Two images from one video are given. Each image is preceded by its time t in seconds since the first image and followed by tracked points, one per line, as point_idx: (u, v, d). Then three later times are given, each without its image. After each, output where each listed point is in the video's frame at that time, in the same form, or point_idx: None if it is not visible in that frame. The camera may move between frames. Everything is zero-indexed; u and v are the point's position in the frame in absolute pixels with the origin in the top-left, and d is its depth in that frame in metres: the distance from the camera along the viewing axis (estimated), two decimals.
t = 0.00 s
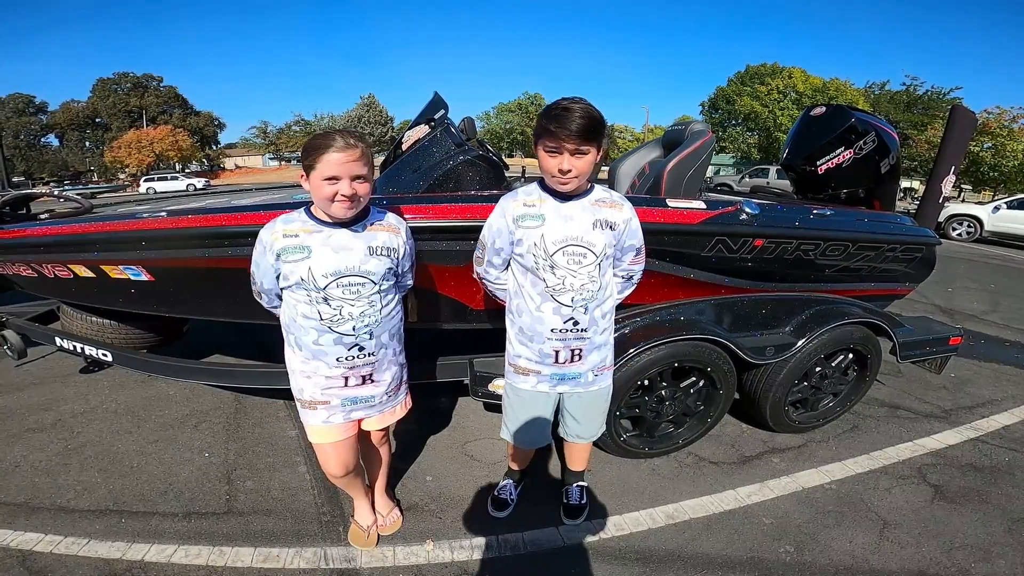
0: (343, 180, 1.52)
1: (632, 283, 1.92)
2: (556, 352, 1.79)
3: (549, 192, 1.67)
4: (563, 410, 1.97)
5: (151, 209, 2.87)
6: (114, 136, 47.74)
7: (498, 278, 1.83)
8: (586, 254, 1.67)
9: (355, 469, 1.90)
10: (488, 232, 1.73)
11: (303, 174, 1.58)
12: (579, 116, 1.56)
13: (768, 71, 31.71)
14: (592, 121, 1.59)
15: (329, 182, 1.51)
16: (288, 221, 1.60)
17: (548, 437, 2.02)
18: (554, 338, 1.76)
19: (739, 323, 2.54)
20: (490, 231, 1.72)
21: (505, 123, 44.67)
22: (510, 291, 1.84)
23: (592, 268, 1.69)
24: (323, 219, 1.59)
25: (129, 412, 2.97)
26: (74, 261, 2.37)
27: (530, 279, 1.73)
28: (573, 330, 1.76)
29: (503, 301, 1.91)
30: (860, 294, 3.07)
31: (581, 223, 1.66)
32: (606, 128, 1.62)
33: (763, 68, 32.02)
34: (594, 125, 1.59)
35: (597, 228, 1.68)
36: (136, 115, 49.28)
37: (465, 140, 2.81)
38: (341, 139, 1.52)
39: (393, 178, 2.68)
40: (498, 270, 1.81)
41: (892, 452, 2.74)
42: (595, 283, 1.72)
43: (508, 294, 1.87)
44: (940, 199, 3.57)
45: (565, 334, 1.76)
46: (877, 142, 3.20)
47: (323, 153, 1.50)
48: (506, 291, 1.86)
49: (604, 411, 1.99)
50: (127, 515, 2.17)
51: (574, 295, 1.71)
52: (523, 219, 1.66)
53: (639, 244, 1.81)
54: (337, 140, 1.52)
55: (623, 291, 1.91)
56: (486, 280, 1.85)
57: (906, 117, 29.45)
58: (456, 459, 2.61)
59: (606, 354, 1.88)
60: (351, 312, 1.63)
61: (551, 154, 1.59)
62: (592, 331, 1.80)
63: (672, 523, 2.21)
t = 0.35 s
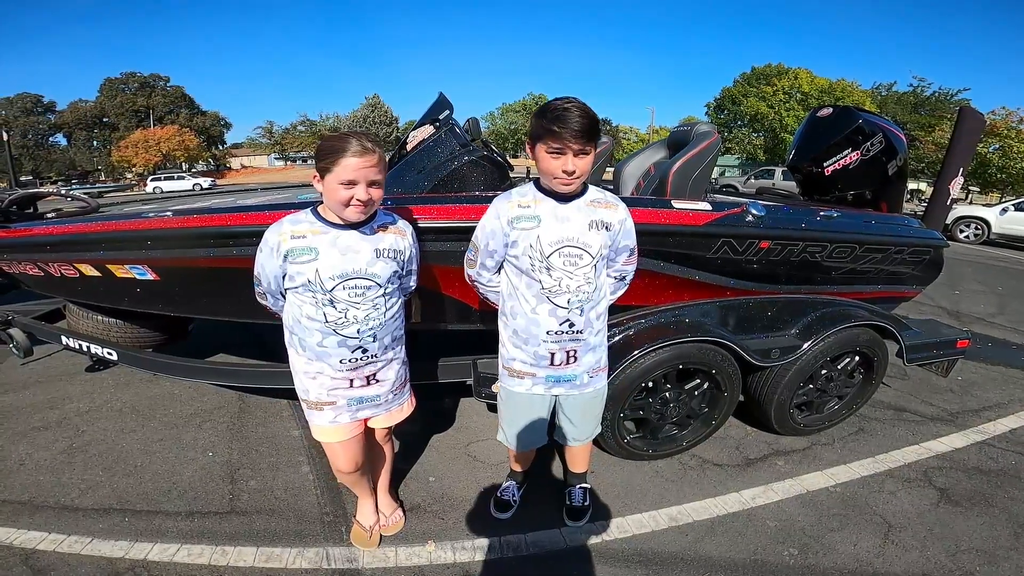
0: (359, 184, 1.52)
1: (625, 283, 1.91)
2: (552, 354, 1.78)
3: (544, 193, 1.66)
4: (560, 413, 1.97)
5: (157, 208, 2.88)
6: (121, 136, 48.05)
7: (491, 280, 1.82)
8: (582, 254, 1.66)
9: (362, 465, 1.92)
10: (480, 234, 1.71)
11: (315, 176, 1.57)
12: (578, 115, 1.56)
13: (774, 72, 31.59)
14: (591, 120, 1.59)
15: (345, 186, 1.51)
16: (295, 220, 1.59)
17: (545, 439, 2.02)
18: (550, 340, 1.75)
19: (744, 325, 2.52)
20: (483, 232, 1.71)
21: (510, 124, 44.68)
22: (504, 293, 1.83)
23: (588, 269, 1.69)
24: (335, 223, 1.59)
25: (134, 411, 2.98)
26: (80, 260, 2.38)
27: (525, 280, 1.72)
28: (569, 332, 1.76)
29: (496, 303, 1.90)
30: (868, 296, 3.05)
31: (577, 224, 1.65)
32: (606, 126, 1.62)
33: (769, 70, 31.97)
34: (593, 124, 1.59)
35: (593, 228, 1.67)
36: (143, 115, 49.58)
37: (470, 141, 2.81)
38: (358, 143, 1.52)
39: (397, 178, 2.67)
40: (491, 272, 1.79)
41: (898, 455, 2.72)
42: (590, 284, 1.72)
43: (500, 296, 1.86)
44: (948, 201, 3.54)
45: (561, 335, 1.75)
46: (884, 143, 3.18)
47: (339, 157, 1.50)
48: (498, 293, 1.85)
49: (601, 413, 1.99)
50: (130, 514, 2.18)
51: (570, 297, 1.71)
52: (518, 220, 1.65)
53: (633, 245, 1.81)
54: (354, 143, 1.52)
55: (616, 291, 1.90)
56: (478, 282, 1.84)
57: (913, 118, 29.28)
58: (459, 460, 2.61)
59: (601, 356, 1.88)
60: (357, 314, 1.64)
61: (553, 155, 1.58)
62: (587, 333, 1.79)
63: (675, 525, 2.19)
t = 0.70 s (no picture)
0: (383, 190, 1.52)
1: (628, 286, 1.92)
2: (554, 358, 1.78)
3: (547, 194, 1.67)
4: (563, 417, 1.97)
5: (165, 208, 2.90)
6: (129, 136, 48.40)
7: (492, 283, 1.83)
8: (586, 257, 1.67)
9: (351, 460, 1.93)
10: (483, 236, 1.71)
11: (336, 177, 1.55)
12: (584, 116, 1.57)
13: (780, 73, 31.49)
14: (596, 121, 1.59)
15: (369, 192, 1.51)
16: (307, 218, 1.60)
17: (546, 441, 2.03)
18: (553, 343, 1.76)
19: (750, 327, 2.52)
20: (485, 234, 1.71)
21: (515, 125, 44.70)
22: (505, 296, 1.83)
23: (592, 272, 1.69)
24: (353, 227, 1.59)
25: (141, 409, 3.01)
26: (89, 259, 2.40)
27: (528, 283, 1.72)
28: (572, 335, 1.76)
29: (498, 305, 1.90)
30: (875, 299, 3.04)
31: (581, 227, 1.65)
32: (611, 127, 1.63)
33: (776, 71, 31.87)
34: (599, 125, 1.60)
35: (597, 231, 1.67)
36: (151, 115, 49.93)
37: (476, 142, 2.82)
38: (385, 147, 1.52)
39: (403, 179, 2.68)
40: (492, 275, 1.80)
41: (904, 458, 2.71)
42: (594, 287, 1.72)
43: (502, 299, 1.86)
44: (956, 204, 3.53)
45: (564, 339, 1.76)
46: (892, 145, 3.18)
47: (365, 161, 1.50)
48: (500, 295, 1.86)
49: (604, 417, 1.99)
50: (136, 512, 2.19)
51: (574, 300, 1.71)
52: (522, 222, 1.65)
53: (636, 248, 1.81)
54: (381, 148, 1.51)
55: (619, 294, 1.92)
56: (480, 285, 1.85)
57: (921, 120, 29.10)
58: (463, 460, 2.61)
59: (604, 360, 1.88)
60: (356, 318, 1.64)
61: (562, 156, 1.57)
62: (590, 336, 1.79)
63: (679, 527, 2.19)
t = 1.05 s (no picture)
0: (365, 192, 1.53)
1: (638, 292, 1.93)
2: (561, 363, 1.79)
3: (556, 198, 1.67)
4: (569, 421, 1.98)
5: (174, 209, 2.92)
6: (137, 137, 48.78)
7: (500, 286, 1.84)
8: (594, 261, 1.67)
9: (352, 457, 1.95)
10: (491, 240, 1.72)
11: (315, 181, 1.55)
12: (598, 118, 1.58)
13: (787, 75, 31.35)
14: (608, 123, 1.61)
15: (350, 193, 1.51)
16: (288, 228, 1.60)
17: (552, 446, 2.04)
18: (559, 348, 1.76)
19: (756, 330, 2.51)
20: (493, 238, 1.72)
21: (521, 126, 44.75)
22: (513, 300, 1.84)
23: (600, 276, 1.70)
24: (333, 231, 1.59)
25: (149, 408, 3.04)
26: (99, 259, 2.43)
27: (535, 287, 1.73)
28: (579, 340, 1.76)
29: (505, 309, 1.91)
30: (882, 301, 3.02)
31: (589, 230, 1.66)
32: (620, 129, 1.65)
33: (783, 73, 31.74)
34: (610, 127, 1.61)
35: (605, 234, 1.68)
36: (160, 116, 50.31)
37: (482, 143, 2.83)
38: (362, 148, 1.53)
39: (410, 181, 2.70)
40: (500, 278, 1.81)
41: (910, 461, 2.69)
42: (602, 291, 1.72)
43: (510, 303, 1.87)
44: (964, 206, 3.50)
45: (571, 344, 1.76)
46: (900, 148, 3.16)
47: (344, 162, 1.50)
48: (508, 299, 1.87)
49: (609, 423, 2.00)
50: (142, 511, 2.21)
51: (581, 305, 1.71)
52: (529, 225, 1.66)
53: (646, 251, 1.82)
54: (358, 149, 1.52)
55: (629, 299, 1.92)
56: (487, 288, 1.86)
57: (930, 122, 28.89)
58: (467, 461, 2.62)
59: (611, 366, 1.88)
60: (346, 326, 1.65)
61: (577, 158, 1.58)
62: (598, 342, 1.80)
63: (683, 529, 2.19)
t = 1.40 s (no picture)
0: (324, 193, 1.53)
1: (647, 295, 1.93)
2: (568, 366, 1.79)
3: (565, 200, 1.68)
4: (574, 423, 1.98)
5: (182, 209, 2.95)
6: (145, 138, 49.14)
7: (508, 289, 1.85)
8: (603, 264, 1.68)
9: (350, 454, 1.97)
10: (499, 243, 1.73)
11: (271, 189, 1.56)
12: (608, 120, 1.58)
13: (794, 76, 31.24)
14: (617, 125, 1.61)
15: (308, 197, 1.51)
16: (252, 240, 1.59)
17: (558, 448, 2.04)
18: (567, 352, 1.77)
19: (761, 332, 2.51)
20: (501, 240, 1.73)
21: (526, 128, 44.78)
22: (521, 303, 1.85)
23: (609, 279, 1.70)
24: (296, 234, 1.58)
25: (155, 407, 3.06)
26: (109, 259, 2.46)
27: (544, 290, 1.74)
28: (587, 344, 1.77)
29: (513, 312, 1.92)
30: (888, 305, 3.01)
31: (598, 233, 1.67)
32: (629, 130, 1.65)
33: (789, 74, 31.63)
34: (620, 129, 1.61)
35: (614, 237, 1.69)
36: (167, 117, 50.66)
37: (487, 145, 2.84)
38: (314, 149, 1.52)
39: (416, 183, 2.71)
40: (508, 281, 1.82)
41: (916, 464, 2.68)
42: (611, 295, 1.73)
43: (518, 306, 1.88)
44: (972, 209, 3.48)
45: (579, 348, 1.77)
46: (906, 150, 3.14)
47: (299, 166, 1.50)
48: (516, 302, 1.88)
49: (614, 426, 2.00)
50: (148, 509, 2.23)
51: (589, 309, 1.72)
52: (537, 228, 1.67)
53: (655, 255, 1.82)
54: (310, 150, 1.52)
55: (639, 302, 1.93)
56: (496, 291, 1.87)
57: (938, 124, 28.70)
58: (471, 462, 2.63)
59: (619, 370, 1.88)
60: (329, 330, 1.66)
61: (587, 160, 1.58)
62: (606, 346, 1.80)
63: (686, 531, 2.19)
